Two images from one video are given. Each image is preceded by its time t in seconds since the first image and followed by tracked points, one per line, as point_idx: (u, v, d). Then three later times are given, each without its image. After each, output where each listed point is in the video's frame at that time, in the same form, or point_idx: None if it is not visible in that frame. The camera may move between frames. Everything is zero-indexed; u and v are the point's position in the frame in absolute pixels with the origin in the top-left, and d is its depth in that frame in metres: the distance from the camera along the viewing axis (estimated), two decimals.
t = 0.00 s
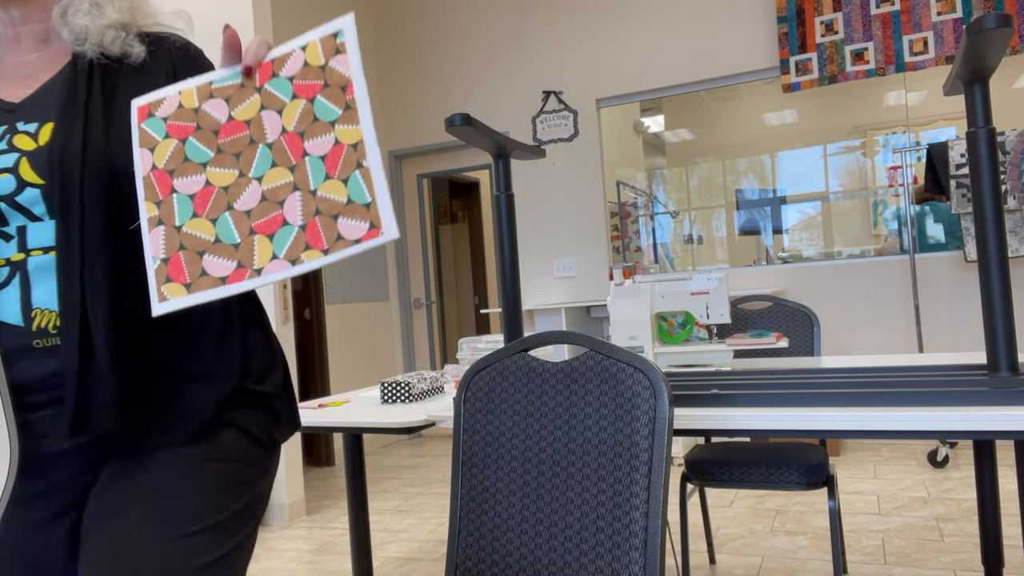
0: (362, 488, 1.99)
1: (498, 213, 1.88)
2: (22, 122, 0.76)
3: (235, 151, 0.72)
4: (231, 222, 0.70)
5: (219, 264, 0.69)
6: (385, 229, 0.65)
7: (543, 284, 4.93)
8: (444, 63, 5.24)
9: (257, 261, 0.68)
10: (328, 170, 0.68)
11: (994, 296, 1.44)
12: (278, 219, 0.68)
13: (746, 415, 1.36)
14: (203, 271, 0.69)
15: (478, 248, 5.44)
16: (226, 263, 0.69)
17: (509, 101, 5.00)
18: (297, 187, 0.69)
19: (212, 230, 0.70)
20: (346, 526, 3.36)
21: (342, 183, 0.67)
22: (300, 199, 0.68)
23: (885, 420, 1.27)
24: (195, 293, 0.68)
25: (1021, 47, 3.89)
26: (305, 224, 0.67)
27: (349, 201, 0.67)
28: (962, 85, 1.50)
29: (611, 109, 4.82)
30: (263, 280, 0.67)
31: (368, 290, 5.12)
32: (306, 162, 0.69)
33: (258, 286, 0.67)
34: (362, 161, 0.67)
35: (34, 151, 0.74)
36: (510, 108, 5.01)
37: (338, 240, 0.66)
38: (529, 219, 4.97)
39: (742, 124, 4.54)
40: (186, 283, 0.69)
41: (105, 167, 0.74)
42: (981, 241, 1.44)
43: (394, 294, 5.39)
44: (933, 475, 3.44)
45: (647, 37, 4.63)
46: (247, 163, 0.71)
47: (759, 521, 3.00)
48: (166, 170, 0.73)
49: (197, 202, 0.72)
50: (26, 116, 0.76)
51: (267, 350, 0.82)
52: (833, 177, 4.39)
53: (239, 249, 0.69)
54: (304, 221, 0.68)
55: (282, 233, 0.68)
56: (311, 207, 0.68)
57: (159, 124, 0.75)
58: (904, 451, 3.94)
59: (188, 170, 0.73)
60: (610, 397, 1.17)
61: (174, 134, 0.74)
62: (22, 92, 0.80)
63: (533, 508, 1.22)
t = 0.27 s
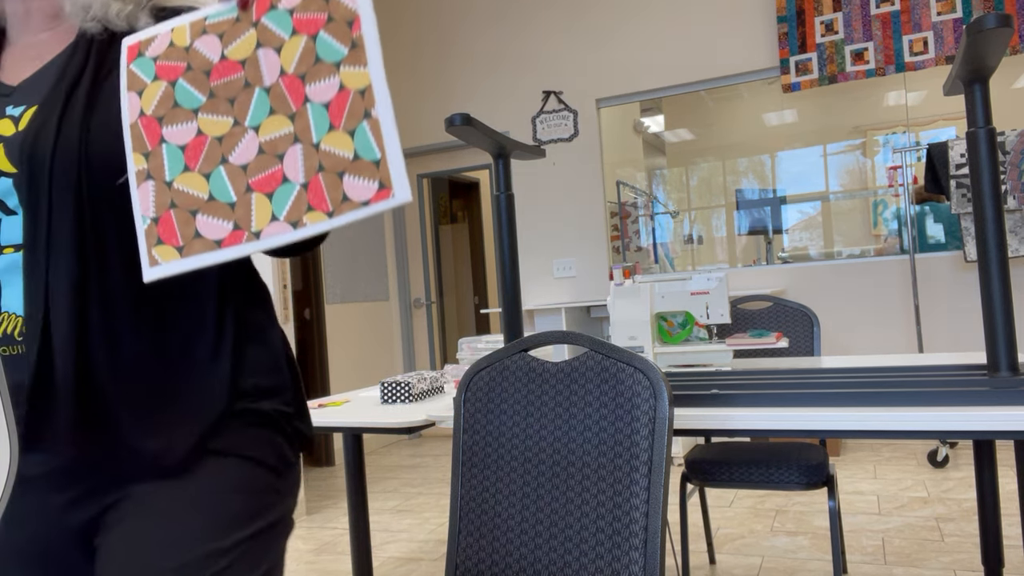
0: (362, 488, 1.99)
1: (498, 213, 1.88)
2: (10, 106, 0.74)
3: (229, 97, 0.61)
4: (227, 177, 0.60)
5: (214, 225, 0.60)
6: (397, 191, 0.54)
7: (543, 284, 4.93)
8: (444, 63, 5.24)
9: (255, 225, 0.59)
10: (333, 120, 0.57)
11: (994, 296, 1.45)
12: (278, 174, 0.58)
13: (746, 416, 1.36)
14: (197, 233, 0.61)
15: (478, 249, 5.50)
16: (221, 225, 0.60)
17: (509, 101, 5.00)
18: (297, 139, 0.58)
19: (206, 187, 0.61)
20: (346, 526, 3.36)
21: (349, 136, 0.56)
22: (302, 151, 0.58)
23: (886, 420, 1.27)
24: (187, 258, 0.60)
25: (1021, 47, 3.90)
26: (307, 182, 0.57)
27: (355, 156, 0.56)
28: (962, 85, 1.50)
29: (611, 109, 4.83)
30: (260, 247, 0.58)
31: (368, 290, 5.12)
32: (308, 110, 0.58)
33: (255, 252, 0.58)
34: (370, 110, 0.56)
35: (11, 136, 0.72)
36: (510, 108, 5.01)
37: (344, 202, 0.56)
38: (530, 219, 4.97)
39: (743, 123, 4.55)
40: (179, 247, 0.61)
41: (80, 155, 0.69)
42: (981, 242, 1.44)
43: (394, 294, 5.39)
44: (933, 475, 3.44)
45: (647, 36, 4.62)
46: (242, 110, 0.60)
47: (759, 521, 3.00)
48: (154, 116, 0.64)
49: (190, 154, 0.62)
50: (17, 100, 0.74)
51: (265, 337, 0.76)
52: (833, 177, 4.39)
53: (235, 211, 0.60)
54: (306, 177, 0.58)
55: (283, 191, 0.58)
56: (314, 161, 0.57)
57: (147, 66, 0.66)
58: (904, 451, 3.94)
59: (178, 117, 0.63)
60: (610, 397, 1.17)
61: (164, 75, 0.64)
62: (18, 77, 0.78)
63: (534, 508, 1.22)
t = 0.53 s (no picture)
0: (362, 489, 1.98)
1: (499, 213, 1.88)
2: (67, 87, 0.61)
3: (266, 35, 0.46)
4: (245, 131, 0.43)
5: (219, 188, 0.42)
6: (424, 112, 0.35)
7: (543, 284, 4.93)
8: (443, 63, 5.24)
9: (262, 186, 0.40)
10: (365, 37, 0.39)
11: (994, 297, 1.45)
12: (299, 119, 0.41)
13: (745, 416, 1.36)
14: (199, 198, 0.43)
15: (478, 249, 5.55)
16: (226, 188, 0.42)
17: (509, 101, 5.00)
18: (326, 72, 0.41)
19: (220, 142, 0.44)
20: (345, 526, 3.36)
21: (380, 54, 0.38)
22: (328, 86, 0.40)
23: (886, 421, 1.26)
24: (187, 227, 0.42)
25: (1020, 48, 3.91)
26: (327, 123, 0.39)
27: (384, 77, 0.37)
28: (962, 85, 1.50)
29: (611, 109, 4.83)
30: (269, 212, 0.39)
31: (368, 290, 5.12)
32: (341, 34, 0.41)
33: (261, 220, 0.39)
34: (406, 11, 0.37)
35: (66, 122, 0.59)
36: (510, 108, 5.00)
37: (363, 141, 0.37)
38: (529, 219, 4.97)
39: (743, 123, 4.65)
40: (179, 214, 0.43)
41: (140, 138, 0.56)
42: (981, 242, 1.44)
43: (393, 294, 5.40)
44: (933, 475, 3.45)
45: (648, 36, 4.62)
46: (276, 48, 0.45)
47: (759, 521, 3.00)
48: (192, 71, 0.49)
49: (213, 109, 0.46)
50: (73, 81, 0.62)
51: (336, 334, 0.63)
52: (834, 178, 4.50)
53: (246, 168, 0.42)
54: (327, 117, 0.39)
55: (301, 139, 0.40)
56: (339, 97, 0.39)
57: (198, 20, 0.53)
58: (903, 451, 3.95)
59: (214, 67, 0.48)
60: (615, 397, 1.18)
61: (210, 26, 0.51)
62: (75, 50, 0.65)
63: (538, 509, 1.21)
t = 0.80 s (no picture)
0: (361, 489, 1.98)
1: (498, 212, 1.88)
2: (135, 62, 0.60)
3: None
4: (335, 92, 0.40)
5: (310, 162, 0.39)
6: (541, 4, 0.31)
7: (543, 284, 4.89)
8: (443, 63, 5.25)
9: (355, 148, 0.37)
10: None
11: (994, 297, 1.45)
12: (393, 63, 0.38)
13: (745, 416, 1.36)
14: (288, 178, 0.39)
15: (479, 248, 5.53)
16: (317, 158, 0.39)
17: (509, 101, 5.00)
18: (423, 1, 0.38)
19: (310, 112, 0.41)
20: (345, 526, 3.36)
21: None
22: (424, 12, 0.38)
23: (886, 420, 1.26)
24: (275, 215, 0.38)
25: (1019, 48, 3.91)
26: (424, 57, 0.36)
27: None
28: (962, 85, 1.50)
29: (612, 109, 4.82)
30: (354, 181, 0.36)
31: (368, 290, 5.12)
32: None
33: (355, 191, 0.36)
34: None
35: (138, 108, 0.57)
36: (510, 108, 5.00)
37: (466, 63, 0.34)
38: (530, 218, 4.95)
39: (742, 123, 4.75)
40: (266, 203, 0.40)
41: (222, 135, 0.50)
42: (981, 242, 1.44)
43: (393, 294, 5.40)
44: (933, 475, 3.45)
45: (648, 36, 4.62)
46: None
47: (759, 521, 3.00)
48: (283, 40, 0.46)
49: (304, 74, 0.43)
50: (140, 53, 0.60)
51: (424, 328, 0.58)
52: (834, 178, 4.57)
53: (338, 134, 0.39)
54: (423, 52, 0.36)
55: (397, 83, 0.37)
56: (437, 22, 0.37)
57: None
58: (903, 451, 3.95)
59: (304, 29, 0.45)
60: (614, 397, 1.18)
61: None
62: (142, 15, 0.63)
63: (537, 509, 1.21)
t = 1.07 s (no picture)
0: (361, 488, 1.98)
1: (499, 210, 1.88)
2: (134, 56, 0.58)
3: None
4: (361, 132, 0.37)
5: (343, 213, 0.37)
6: (616, 100, 0.29)
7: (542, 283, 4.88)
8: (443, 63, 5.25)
9: (398, 206, 0.35)
10: None
11: (994, 297, 1.45)
12: (428, 113, 0.34)
13: (747, 417, 1.35)
14: (322, 228, 0.37)
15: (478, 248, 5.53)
16: (352, 212, 0.37)
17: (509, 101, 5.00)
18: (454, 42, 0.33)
19: (335, 153, 0.38)
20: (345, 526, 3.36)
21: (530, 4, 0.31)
22: (461, 62, 0.33)
23: (887, 421, 1.26)
24: (315, 270, 0.37)
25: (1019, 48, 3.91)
26: (470, 118, 0.33)
27: (543, 48, 0.31)
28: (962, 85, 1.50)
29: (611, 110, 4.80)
30: (407, 242, 0.34)
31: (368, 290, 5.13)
32: None
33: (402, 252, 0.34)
34: None
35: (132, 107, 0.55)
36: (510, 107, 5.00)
37: (526, 141, 0.31)
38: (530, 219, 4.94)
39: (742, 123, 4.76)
40: (300, 250, 0.38)
41: (213, 136, 0.49)
42: (981, 242, 1.45)
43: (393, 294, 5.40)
44: (933, 475, 3.45)
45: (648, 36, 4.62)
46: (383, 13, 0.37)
47: (759, 521, 3.00)
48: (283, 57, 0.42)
49: (317, 105, 0.39)
50: (141, 48, 0.59)
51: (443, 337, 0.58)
52: (834, 178, 4.58)
53: (372, 185, 0.36)
54: (468, 108, 0.33)
55: (436, 140, 0.34)
56: (480, 76, 0.32)
57: None
58: (903, 451, 3.95)
59: (308, 49, 0.40)
60: (614, 397, 1.18)
61: None
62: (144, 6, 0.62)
63: (537, 507, 1.22)
